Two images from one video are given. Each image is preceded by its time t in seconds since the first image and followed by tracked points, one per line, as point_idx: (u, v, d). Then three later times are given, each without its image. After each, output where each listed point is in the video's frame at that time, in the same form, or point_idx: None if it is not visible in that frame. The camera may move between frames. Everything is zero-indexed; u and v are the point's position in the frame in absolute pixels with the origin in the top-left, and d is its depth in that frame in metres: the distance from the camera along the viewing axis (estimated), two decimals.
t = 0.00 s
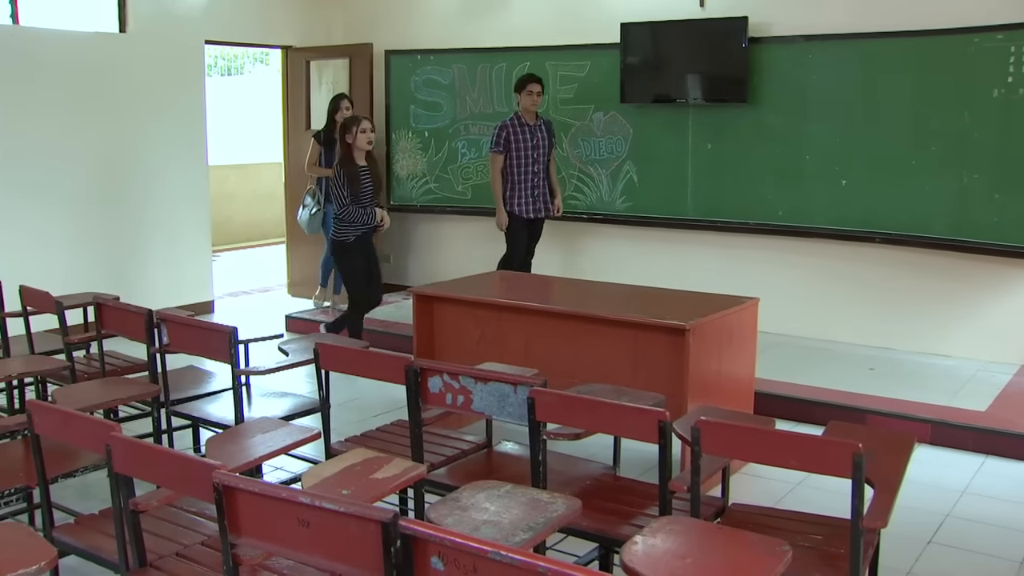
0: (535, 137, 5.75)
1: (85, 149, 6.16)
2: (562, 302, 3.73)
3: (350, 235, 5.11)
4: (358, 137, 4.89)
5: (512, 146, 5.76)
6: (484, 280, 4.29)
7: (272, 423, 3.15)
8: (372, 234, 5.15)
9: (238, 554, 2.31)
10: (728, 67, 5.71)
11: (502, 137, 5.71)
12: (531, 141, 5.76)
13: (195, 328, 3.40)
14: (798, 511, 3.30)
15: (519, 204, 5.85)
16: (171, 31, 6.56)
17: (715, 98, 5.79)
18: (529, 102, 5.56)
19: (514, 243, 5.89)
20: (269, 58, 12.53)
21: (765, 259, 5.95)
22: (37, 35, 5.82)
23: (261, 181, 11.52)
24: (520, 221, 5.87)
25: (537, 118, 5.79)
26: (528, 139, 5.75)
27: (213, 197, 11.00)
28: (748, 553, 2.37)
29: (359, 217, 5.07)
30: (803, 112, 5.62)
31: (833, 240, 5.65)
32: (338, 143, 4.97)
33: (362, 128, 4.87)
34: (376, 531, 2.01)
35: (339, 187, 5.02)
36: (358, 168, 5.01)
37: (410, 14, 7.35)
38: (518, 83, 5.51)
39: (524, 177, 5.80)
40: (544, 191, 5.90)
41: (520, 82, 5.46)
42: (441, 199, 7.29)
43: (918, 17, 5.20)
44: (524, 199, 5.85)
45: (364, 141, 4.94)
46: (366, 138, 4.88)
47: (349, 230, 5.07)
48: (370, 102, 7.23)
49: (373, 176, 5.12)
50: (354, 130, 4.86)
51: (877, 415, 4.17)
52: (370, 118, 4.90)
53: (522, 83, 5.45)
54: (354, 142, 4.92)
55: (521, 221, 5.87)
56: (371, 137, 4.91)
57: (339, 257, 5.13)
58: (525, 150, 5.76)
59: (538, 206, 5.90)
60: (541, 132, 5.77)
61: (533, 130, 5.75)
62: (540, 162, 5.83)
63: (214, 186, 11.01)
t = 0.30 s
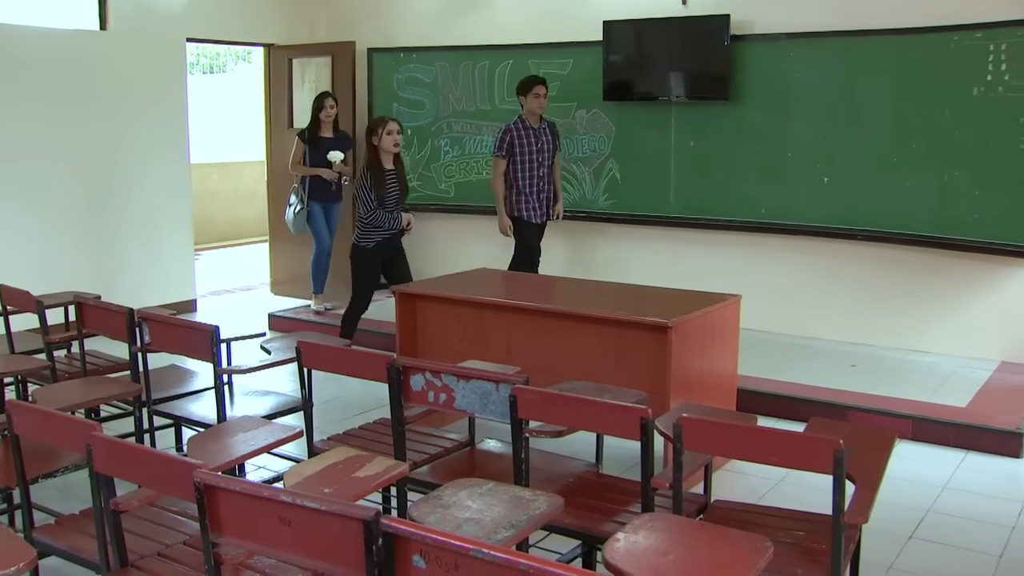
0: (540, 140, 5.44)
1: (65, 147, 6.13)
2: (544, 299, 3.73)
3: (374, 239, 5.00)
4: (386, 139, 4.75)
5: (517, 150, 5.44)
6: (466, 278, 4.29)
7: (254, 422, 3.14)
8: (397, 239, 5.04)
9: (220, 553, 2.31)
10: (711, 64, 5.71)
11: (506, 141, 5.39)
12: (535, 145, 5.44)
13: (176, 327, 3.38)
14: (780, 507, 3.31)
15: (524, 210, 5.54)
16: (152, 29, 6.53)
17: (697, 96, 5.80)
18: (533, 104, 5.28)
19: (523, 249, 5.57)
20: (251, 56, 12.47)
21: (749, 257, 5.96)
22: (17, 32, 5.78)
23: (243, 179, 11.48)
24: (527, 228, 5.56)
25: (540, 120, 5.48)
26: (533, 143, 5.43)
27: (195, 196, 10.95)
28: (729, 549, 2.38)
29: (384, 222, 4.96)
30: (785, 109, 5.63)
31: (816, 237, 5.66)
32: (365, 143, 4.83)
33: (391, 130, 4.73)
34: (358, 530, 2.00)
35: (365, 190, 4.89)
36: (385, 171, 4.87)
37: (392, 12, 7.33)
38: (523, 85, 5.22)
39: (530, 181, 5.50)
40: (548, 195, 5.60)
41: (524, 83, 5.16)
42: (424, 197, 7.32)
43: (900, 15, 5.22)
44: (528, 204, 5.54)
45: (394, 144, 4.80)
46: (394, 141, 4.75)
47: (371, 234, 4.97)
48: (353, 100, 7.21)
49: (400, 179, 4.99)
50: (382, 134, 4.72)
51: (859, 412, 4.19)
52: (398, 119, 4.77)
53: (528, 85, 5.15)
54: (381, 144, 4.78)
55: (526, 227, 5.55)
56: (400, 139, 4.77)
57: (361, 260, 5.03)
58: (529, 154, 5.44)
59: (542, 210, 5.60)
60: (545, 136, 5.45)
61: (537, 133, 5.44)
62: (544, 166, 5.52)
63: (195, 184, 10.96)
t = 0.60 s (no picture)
0: (549, 135, 5.17)
1: (46, 146, 6.10)
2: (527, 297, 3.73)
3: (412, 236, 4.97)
4: (420, 133, 4.69)
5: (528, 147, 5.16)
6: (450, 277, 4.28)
7: (236, 421, 3.13)
8: (434, 237, 4.98)
9: (201, 553, 2.30)
10: (693, 63, 5.72)
11: (518, 138, 5.09)
12: (546, 139, 5.17)
13: (158, 326, 3.37)
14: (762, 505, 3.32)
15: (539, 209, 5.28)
16: (133, 27, 6.50)
17: (680, 95, 5.80)
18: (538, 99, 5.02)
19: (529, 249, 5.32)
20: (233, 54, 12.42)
21: (734, 255, 5.97)
22: None
23: (226, 178, 11.44)
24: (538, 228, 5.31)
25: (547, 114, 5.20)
26: (543, 137, 5.16)
27: (178, 196, 10.92)
28: (711, 546, 2.38)
29: (419, 220, 4.91)
30: (767, 107, 5.65)
31: (799, 235, 5.68)
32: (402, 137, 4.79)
33: (426, 124, 4.66)
34: (339, 529, 2.00)
35: (401, 187, 4.86)
36: (421, 166, 4.81)
37: (374, 10, 7.32)
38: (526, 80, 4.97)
39: (541, 178, 5.23)
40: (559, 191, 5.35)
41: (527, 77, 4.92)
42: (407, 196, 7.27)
43: (880, 14, 5.25)
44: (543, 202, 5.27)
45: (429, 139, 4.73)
46: (427, 135, 4.68)
47: (407, 231, 4.93)
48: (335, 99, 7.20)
49: (439, 176, 4.91)
50: (415, 128, 4.67)
51: (841, 409, 4.20)
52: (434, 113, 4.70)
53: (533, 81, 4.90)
54: (416, 138, 4.72)
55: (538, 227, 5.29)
56: (434, 134, 4.70)
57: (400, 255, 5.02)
58: (541, 150, 5.17)
59: (554, 208, 5.34)
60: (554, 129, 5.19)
61: (546, 127, 5.17)
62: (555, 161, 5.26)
63: (178, 184, 10.92)
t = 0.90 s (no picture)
0: (562, 137, 5.08)
1: (27, 145, 6.07)
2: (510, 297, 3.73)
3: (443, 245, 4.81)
4: (453, 138, 4.52)
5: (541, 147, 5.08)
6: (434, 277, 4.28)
7: (218, 422, 3.12)
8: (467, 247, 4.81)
9: (183, 554, 2.29)
10: (676, 62, 5.73)
11: (527, 137, 5.03)
12: (558, 141, 5.08)
13: (139, 327, 3.35)
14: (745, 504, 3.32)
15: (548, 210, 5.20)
16: (115, 27, 6.48)
17: (664, 95, 5.81)
18: (547, 102, 4.99)
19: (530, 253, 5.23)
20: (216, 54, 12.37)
21: (719, 254, 5.98)
22: None
23: (210, 178, 11.42)
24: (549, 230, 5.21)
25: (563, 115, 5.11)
26: (555, 138, 5.08)
27: (161, 196, 10.89)
28: (693, 544, 2.39)
29: (452, 230, 4.74)
30: (750, 107, 5.66)
31: (783, 235, 5.70)
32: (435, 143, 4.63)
33: (459, 128, 4.50)
34: (321, 529, 2.00)
35: (433, 195, 4.70)
36: (453, 173, 4.64)
37: (356, 10, 7.31)
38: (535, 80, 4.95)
39: (553, 179, 5.14)
40: (574, 193, 5.23)
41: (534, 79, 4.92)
42: (390, 195, 7.28)
43: (861, 14, 5.27)
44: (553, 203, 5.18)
45: (462, 144, 4.55)
46: (460, 139, 4.51)
47: (440, 242, 4.77)
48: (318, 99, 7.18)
49: (472, 182, 4.73)
50: (448, 133, 4.51)
51: (824, 407, 4.21)
52: (468, 118, 4.54)
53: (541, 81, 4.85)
54: (448, 144, 4.55)
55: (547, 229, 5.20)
56: (467, 139, 4.53)
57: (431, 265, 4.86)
58: (552, 151, 5.09)
59: (568, 211, 5.22)
60: (567, 131, 5.10)
61: (560, 128, 5.08)
62: (568, 164, 5.16)
63: (161, 184, 10.89)
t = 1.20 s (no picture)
0: (586, 135, 4.99)
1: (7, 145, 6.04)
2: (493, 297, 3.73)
3: (483, 242, 4.71)
4: (493, 134, 4.40)
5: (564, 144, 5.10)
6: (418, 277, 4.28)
7: (201, 424, 3.11)
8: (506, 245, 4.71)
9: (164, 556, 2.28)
10: (659, 62, 5.74)
11: (550, 135, 5.11)
12: (580, 139, 5.02)
13: (120, 328, 3.34)
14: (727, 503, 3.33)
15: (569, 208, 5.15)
16: (96, 27, 6.45)
17: (647, 95, 5.83)
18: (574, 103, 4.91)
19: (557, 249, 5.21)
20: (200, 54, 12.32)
21: (704, 254, 5.99)
22: None
23: (193, 179, 11.39)
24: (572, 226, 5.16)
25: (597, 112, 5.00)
26: (579, 135, 5.02)
27: (144, 196, 10.85)
28: (676, 543, 2.40)
29: (493, 227, 4.63)
30: (733, 107, 5.67)
31: (767, 235, 5.71)
32: (475, 138, 4.51)
33: (500, 124, 4.38)
34: (303, 530, 1.99)
35: (473, 192, 4.56)
36: (495, 170, 4.51)
37: (339, 10, 7.29)
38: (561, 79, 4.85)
39: (574, 177, 5.10)
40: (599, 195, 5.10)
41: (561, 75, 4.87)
42: (373, 195, 7.27)
43: (843, 15, 5.30)
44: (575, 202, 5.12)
45: (504, 140, 4.43)
46: (502, 135, 4.39)
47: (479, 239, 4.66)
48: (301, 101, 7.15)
49: (512, 178, 4.60)
50: (490, 129, 4.39)
51: (807, 406, 4.23)
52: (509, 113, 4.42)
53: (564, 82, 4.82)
54: (489, 140, 4.43)
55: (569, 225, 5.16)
56: (509, 135, 4.41)
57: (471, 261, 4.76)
58: (574, 149, 5.06)
59: (591, 210, 5.11)
60: (594, 130, 4.97)
61: (586, 127, 5.00)
62: (596, 163, 5.04)
63: (144, 184, 10.86)
